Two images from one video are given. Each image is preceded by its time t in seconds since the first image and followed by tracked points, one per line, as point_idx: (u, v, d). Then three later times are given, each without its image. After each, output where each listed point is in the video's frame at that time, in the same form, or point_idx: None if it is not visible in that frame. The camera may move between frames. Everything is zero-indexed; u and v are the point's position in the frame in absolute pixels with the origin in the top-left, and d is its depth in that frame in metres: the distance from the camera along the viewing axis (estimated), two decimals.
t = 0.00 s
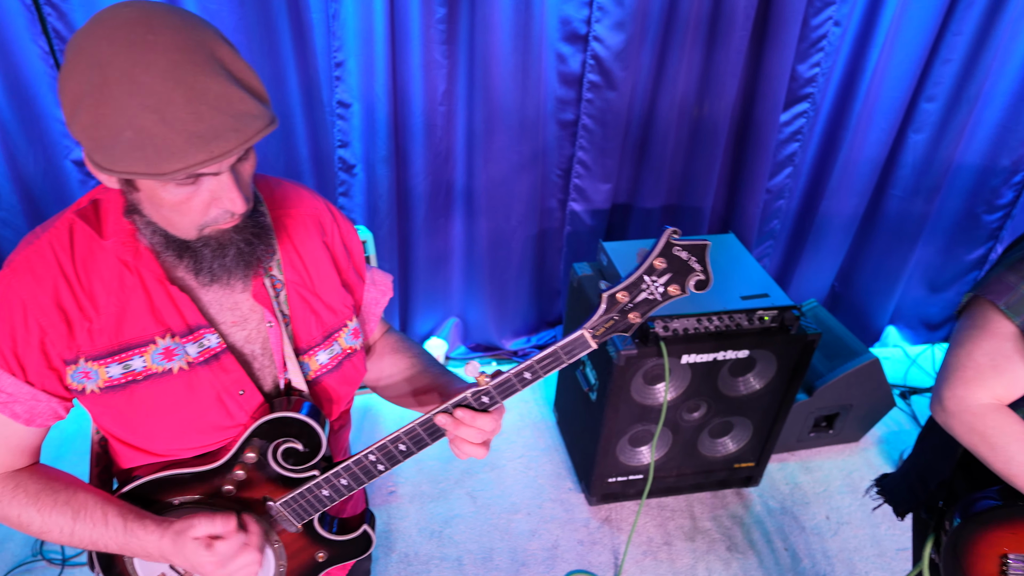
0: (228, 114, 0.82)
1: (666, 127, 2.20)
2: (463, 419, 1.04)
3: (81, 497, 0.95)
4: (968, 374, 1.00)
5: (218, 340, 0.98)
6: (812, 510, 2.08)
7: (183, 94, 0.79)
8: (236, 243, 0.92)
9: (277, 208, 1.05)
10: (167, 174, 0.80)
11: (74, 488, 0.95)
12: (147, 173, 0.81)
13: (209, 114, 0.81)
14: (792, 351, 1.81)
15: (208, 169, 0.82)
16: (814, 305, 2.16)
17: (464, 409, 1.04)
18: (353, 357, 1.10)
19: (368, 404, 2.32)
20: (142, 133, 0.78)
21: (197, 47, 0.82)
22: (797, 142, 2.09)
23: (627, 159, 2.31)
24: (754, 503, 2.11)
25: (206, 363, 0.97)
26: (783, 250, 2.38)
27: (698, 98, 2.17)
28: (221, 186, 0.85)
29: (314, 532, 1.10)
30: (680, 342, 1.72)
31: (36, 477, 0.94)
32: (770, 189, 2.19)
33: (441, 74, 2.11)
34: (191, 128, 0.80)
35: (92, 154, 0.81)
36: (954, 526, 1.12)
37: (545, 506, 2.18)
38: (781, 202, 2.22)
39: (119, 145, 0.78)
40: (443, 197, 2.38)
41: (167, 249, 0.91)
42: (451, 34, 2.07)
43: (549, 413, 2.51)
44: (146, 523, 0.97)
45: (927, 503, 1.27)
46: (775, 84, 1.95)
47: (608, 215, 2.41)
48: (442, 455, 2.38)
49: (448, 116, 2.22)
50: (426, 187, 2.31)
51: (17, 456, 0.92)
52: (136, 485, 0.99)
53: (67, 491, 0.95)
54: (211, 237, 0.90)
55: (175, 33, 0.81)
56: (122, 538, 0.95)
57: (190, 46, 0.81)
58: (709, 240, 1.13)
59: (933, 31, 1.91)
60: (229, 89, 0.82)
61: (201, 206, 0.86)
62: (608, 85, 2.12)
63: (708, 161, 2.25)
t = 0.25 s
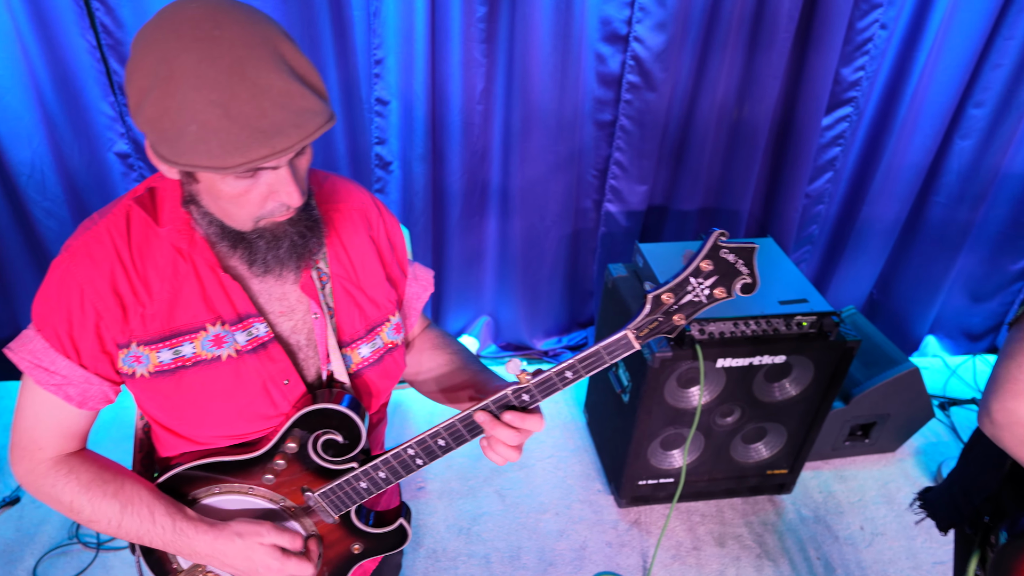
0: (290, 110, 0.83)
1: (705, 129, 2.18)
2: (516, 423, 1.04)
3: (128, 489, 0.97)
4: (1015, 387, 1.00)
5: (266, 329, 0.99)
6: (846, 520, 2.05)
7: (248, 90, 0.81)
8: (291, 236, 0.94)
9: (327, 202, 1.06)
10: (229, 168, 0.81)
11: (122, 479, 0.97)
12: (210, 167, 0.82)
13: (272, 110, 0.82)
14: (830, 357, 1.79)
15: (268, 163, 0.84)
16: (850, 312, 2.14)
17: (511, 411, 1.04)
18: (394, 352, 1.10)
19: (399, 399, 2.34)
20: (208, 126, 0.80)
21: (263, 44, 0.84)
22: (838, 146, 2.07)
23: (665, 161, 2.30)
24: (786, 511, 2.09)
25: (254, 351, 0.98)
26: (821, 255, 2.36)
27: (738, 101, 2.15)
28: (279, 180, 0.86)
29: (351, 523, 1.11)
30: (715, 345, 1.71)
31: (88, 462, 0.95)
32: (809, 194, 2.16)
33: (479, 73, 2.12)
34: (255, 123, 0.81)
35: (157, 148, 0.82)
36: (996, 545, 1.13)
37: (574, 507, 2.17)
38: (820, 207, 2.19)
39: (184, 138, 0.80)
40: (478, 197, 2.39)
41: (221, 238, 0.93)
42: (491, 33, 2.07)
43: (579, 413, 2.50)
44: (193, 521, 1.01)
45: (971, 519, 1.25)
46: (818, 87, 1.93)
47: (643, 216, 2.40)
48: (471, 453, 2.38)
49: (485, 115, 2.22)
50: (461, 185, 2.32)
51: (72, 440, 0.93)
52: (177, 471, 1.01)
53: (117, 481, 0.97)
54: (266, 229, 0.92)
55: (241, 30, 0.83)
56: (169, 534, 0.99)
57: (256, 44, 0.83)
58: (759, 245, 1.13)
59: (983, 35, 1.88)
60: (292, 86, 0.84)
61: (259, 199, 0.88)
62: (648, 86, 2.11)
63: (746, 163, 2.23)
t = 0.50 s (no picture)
0: (353, 80, 0.85)
1: (745, 131, 2.16)
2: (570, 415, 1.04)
3: (166, 496, 1.00)
4: None
5: (313, 317, 1.00)
6: (881, 530, 2.02)
7: (314, 58, 0.82)
8: (345, 215, 0.96)
9: (375, 195, 1.07)
10: (293, 131, 0.82)
11: (161, 487, 1.00)
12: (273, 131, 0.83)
13: (336, 77, 0.84)
14: (870, 365, 1.76)
15: (327, 133, 0.85)
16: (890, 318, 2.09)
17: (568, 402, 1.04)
18: (435, 347, 1.10)
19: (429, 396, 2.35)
20: (274, 90, 0.81)
21: (327, 19, 0.86)
22: (881, 151, 2.05)
23: (702, 163, 2.29)
24: (820, 519, 2.06)
25: (301, 338, 0.99)
26: (860, 261, 2.33)
27: (779, 103, 2.13)
28: (338, 154, 0.88)
29: (388, 516, 1.11)
30: (752, 349, 1.69)
31: (133, 460, 0.98)
32: (850, 199, 2.14)
33: (518, 72, 2.12)
34: (321, 88, 0.82)
35: (218, 112, 0.83)
36: None
37: (604, 508, 2.17)
38: (861, 212, 2.17)
39: (250, 101, 0.81)
40: (513, 196, 2.40)
41: (277, 220, 0.96)
42: (530, 32, 2.07)
43: (610, 414, 2.49)
44: (224, 542, 1.03)
45: (1018, 529, 1.23)
46: (863, 90, 1.91)
47: (679, 219, 2.38)
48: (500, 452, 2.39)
49: (523, 114, 2.23)
50: (496, 184, 2.33)
51: (118, 429, 0.95)
52: (219, 458, 1.03)
53: (157, 486, 0.99)
54: (321, 208, 0.94)
55: (304, 5, 0.85)
56: (200, 549, 1.01)
57: (320, 18, 0.85)
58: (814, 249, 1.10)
59: None
60: (355, 57, 0.85)
61: (316, 173, 0.90)
62: (687, 87, 2.10)
63: (787, 167, 2.21)
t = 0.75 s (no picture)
0: (413, 76, 0.86)
1: (785, 135, 2.14)
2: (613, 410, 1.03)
3: (219, 484, 1.02)
4: None
5: (359, 309, 1.01)
6: (917, 542, 1.99)
7: (379, 46, 0.85)
8: (381, 213, 0.96)
9: (422, 194, 1.08)
10: (342, 108, 0.84)
11: (216, 473, 1.02)
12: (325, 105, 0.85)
13: (397, 70, 0.85)
14: (910, 374, 1.73)
15: (377, 126, 0.87)
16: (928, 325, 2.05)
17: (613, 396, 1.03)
18: (477, 344, 1.11)
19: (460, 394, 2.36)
20: (333, 66, 0.83)
21: (403, 17, 0.88)
22: (925, 156, 2.03)
23: (740, 166, 2.27)
24: (853, 529, 2.04)
25: (347, 330, 1.01)
26: (899, 269, 2.30)
27: (821, 107, 2.10)
28: (384, 148, 0.90)
29: (430, 509, 1.13)
30: (789, 354, 1.67)
31: (190, 444, 1.00)
32: (891, 205, 2.13)
33: (557, 72, 2.12)
34: (378, 74, 0.84)
35: (282, 82, 0.86)
36: None
37: (633, 511, 2.16)
38: (902, 219, 2.15)
39: (310, 74, 0.84)
40: (548, 197, 2.39)
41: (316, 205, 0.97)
42: (570, 33, 2.06)
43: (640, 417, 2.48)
44: (267, 536, 1.05)
45: None
46: (908, 95, 1.89)
47: (715, 222, 2.37)
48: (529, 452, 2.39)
49: (560, 114, 2.22)
50: (531, 184, 2.33)
51: (176, 414, 0.98)
52: (267, 445, 1.04)
53: (212, 475, 1.01)
54: (358, 201, 0.95)
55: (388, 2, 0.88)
56: (245, 541, 1.03)
57: (397, 14, 0.88)
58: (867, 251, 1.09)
59: None
60: (421, 57, 0.87)
61: (360, 164, 0.92)
62: (727, 90, 2.09)
63: (827, 172, 2.18)
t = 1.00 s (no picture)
0: (457, 67, 0.87)
1: (827, 140, 2.12)
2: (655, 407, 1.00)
3: (260, 486, 1.03)
4: None
5: (406, 306, 1.02)
6: (956, 557, 1.95)
7: (428, 34, 0.86)
8: (413, 207, 0.96)
9: (469, 190, 1.08)
10: (380, 87, 0.86)
11: (258, 474, 1.02)
12: (366, 83, 0.88)
13: (441, 60, 0.87)
14: (954, 385, 1.69)
15: (418, 115, 0.90)
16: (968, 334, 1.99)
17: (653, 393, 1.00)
18: (521, 341, 1.11)
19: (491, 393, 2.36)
20: (378, 46, 0.86)
21: (461, 10, 0.89)
22: (971, 164, 2.04)
23: (780, 171, 2.25)
24: (890, 541, 2.00)
25: (393, 326, 1.01)
26: (941, 277, 2.28)
27: (865, 112, 2.07)
28: (422, 140, 0.92)
29: (468, 504, 1.12)
30: (830, 362, 1.65)
31: (234, 445, 1.01)
32: (935, 212, 2.14)
33: (596, 72, 2.10)
34: (421, 60, 0.86)
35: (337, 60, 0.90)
36: None
37: (663, 515, 2.14)
38: (945, 227, 2.16)
39: (357, 52, 0.87)
40: (584, 198, 2.38)
41: (355, 196, 0.99)
42: (610, 34, 2.05)
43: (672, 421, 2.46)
44: (304, 542, 1.06)
45: None
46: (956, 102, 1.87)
47: (753, 227, 2.35)
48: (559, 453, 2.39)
49: (598, 116, 2.21)
50: (567, 186, 2.33)
51: (222, 410, 0.98)
52: (306, 440, 1.04)
53: (252, 477, 1.02)
54: (393, 192, 0.96)
55: None
56: (282, 544, 1.04)
57: (454, 6, 0.88)
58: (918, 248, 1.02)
59: None
60: (470, 52, 0.88)
61: (398, 154, 0.94)
62: (769, 93, 2.06)
63: (869, 177, 2.15)
